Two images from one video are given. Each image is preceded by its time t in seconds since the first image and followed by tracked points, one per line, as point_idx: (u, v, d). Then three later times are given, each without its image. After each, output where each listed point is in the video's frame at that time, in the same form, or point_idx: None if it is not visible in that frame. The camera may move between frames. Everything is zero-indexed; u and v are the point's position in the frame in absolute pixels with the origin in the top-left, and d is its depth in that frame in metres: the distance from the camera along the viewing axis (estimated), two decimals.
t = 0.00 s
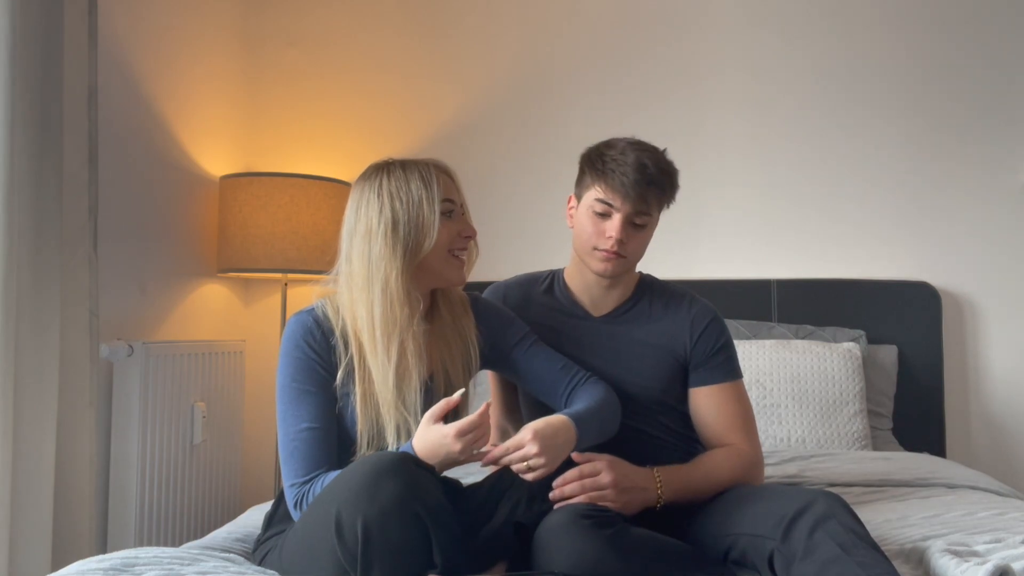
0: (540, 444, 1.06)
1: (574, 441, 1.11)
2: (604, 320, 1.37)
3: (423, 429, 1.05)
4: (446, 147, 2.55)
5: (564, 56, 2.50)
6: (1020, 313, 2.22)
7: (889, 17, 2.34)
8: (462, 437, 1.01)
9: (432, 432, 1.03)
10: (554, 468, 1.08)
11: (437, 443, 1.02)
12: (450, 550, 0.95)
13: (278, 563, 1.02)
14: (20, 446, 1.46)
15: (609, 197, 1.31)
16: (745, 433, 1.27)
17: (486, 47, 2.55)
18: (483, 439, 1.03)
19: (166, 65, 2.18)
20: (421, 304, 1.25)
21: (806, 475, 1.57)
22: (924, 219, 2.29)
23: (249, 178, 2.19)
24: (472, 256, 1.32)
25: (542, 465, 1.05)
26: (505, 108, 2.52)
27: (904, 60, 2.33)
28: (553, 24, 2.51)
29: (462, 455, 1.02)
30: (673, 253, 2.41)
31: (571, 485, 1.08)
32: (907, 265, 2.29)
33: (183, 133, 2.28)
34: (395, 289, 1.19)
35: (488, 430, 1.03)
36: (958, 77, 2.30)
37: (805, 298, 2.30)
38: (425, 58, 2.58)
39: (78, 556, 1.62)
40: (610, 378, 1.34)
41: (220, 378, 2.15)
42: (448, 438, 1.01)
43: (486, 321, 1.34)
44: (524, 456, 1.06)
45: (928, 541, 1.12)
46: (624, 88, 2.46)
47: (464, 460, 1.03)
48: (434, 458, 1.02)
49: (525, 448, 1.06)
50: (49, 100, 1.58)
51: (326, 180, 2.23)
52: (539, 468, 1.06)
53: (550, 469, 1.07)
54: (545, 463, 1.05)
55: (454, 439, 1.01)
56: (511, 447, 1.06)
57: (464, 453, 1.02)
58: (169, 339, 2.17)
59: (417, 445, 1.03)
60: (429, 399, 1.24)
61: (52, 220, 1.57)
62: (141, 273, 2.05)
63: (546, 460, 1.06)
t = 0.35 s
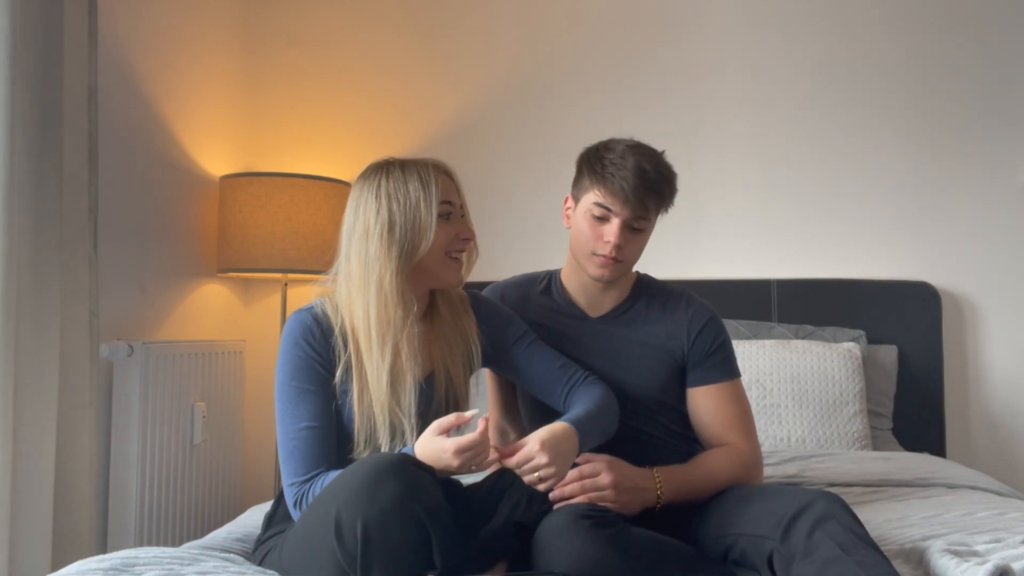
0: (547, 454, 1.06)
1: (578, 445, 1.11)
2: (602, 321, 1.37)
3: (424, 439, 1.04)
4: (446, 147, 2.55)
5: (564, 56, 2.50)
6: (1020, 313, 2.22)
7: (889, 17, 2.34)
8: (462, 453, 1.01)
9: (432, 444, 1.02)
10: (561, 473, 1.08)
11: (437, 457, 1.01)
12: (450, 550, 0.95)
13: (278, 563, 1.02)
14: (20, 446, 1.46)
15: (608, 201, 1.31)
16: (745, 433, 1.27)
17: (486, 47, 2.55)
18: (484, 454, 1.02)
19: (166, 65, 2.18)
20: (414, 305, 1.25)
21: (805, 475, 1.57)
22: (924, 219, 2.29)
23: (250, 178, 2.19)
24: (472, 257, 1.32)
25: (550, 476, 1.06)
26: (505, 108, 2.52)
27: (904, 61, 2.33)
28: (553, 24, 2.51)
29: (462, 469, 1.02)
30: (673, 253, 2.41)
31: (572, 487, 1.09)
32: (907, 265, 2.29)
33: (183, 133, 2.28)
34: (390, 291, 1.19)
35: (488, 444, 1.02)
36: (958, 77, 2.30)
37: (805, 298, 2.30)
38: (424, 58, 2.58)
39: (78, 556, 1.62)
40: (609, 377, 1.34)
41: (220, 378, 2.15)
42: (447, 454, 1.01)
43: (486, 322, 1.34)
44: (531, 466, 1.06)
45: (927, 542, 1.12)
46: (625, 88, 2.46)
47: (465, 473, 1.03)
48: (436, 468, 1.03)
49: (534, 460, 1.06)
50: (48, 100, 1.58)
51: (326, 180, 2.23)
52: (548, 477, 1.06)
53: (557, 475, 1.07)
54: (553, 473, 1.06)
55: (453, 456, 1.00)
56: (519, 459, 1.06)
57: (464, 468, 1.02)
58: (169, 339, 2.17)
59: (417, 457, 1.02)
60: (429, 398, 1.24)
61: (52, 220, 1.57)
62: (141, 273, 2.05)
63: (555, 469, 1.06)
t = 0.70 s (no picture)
0: (539, 449, 1.06)
1: (575, 445, 1.11)
2: (601, 322, 1.37)
3: (425, 442, 1.04)
4: (446, 147, 2.55)
5: (564, 56, 2.50)
6: (1020, 313, 2.22)
7: (889, 17, 2.34)
8: (464, 458, 1.01)
9: (434, 447, 1.02)
10: (557, 471, 1.08)
11: (439, 460, 1.01)
12: (449, 550, 0.96)
13: (278, 563, 1.02)
14: (20, 446, 1.46)
15: (603, 202, 1.31)
16: (745, 432, 1.27)
17: (486, 47, 2.55)
18: (484, 458, 1.02)
19: (166, 65, 2.18)
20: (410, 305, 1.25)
21: (805, 475, 1.57)
22: (925, 219, 2.29)
23: (250, 178, 2.19)
24: (471, 257, 1.31)
25: (543, 472, 1.06)
26: (505, 108, 2.52)
27: (904, 60, 2.33)
28: (553, 24, 2.51)
29: (462, 472, 1.02)
30: (673, 253, 2.41)
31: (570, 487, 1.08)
32: (907, 264, 2.29)
33: (183, 133, 2.28)
34: (385, 292, 1.19)
35: (490, 449, 1.02)
36: (958, 77, 2.30)
37: (805, 298, 2.30)
38: (424, 58, 2.58)
39: (79, 556, 1.62)
40: (608, 376, 1.34)
41: (220, 378, 2.15)
42: (449, 457, 1.00)
43: (486, 320, 1.34)
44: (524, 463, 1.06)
45: (927, 542, 1.12)
46: (625, 88, 2.46)
47: (464, 476, 1.03)
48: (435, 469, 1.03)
49: (526, 456, 1.06)
50: (49, 101, 1.58)
51: (326, 180, 2.23)
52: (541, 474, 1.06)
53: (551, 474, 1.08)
54: (545, 469, 1.06)
55: (455, 460, 1.00)
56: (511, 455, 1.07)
57: (464, 471, 1.02)
58: (169, 339, 2.17)
59: (418, 459, 1.02)
60: (429, 397, 1.24)
61: (52, 220, 1.57)
62: (141, 273, 2.05)
63: (547, 465, 1.06)
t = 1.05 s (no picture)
0: (539, 452, 1.06)
1: (576, 447, 1.11)
2: (601, 322, 1.37)
3: (424, 445, 1.04)
4: (446, 147, 2.55)
5: (564, 56, 2.50)
6: (1020, 313, 2.22)
7: (889, 17, 2.34)
8: (463, 460, 1.00)
9: (433, 450, 1.02)
10: (556, 472, 1.08)
11: (438, 462, 1.01)
12: (448, 550, 0.96)
13: (278, 563, 1.02)
14: (20, 446, 1.46)
15: (597, 190, 1.34)
16: (745, 433, 1.27)
17: (486, 47, 2.55)
18: (484, 461, 1.02)
19: (166, 65, 2.18)
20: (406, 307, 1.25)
21: (805, 475, 1.57)
22: (925, 219, 2.29)
23: (250, 178, 2.19)
24: (470, 258, 1.31)
25: (542, 475, 1.06)
26: (505, 108, 2.52)
27: (904, 60, 2.33)
28: (553, 24, 2.51)
29: (461, 475, 1.02)
30: (673, 253, 2.41)
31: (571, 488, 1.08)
32: (907, 264, 2.29)
33: (183, 133, 2.28)
34: (381, 293, 1.19)
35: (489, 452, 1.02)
36: (958, 77, 2.30)
37: (805, 298, 2.30)
38: (425, 58, 2.58)
39: (79, 556, 1.62)
40: (608, 377, 1.34)
41: (220, 378, 2.15)
42: (448, 460, 1.00)
43: (485, 320, 1.34)
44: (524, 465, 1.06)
45: (927, 542, 1.12)
46: (624, 88, 2.46)
47: (462, 479, 1.03)
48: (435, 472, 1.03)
49: (525, 458, 1.06)
50: (49, 101, 1.58)
51: (326, 180, 2.23)
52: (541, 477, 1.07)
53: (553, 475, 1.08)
54: (545, 472, 1.06)
55: (454, 462, 1.00)
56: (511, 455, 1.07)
57: (463, 474, 1.02)
58: (169, 339, 2.17)
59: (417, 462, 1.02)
60: (429, 397, 1.25)
61: (52, 220, 1.57)
62: (141, 273, 2.05)
63: (547, 468, 1.06)
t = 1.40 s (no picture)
0: (533, 452, 1.06)
1: (574, 447, 1.11)
2: (601, 321, 1.37)
3: (423, 449, 1.04)
4: (446, 147, 2.55)
5: (564, 56, 2.50)
6: (1020, 313, 2.22)
7: (889, 17, 2.34)
8: (462, 465, 1.01)
9: (434, 453, 1.03)
10: (554, 472, 1.09)
11: (438, 465, 1.02)
12: (449, 550, 0.96)
13: (278, 563, 1.02)
14: (20, 446, 1.46)
15: (586, 181, 1.36)
16: (745, 432, 1.27)
17: (486, 47, 2.55)
18: (484, 466, 1.02)
19: (166, 65, 2.18)
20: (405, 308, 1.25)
21: (805, 475, 1.57)
22: (924, 219, 2.29)
23: (250, 178, 2.19)
24: (471, 258, 1.31)
25: (536, 474, 1.07)
26: (504, 108, 2.52)
27: (904, 60, 2.33)
28: (553, 24, 2.51)
29: (459, 481, 1.02)
30: (673, 253, 2.41)
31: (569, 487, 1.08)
32: (907, 264, 2.29)
33: (183, 133, 2.28)
34: (379, 294, 1.19)
35: (489, 458, 1.03)
36: (958, 77, 2.30)
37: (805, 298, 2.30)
38: (425, 57, 2.58)
39: (79, 556, 1.62)
40: (608, 376, 1.34)
41: (220, 378, 2.15)
42: (450, 464, 1.01)
43: (485, 321, 1.35)
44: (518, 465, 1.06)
45: (927, 541, 1.12)
46: (624, 88, 2.46)
47: (461, 485, 1.03)
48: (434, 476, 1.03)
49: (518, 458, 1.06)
50: (49, 102, 1.58)
51: (326, 180, 2.23)
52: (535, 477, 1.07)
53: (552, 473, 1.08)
54: (539, 471, 1.06)
55: (454, 465, 1.01)
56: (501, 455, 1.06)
57: (463, 479, 1.02)
58: (169, 339, 2.17)
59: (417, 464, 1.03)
60: (429, 398, 1.25)
61: (53, 220, 1.57)
62: (141, 273, 2.05)
63: (540, 468, 1.07)
